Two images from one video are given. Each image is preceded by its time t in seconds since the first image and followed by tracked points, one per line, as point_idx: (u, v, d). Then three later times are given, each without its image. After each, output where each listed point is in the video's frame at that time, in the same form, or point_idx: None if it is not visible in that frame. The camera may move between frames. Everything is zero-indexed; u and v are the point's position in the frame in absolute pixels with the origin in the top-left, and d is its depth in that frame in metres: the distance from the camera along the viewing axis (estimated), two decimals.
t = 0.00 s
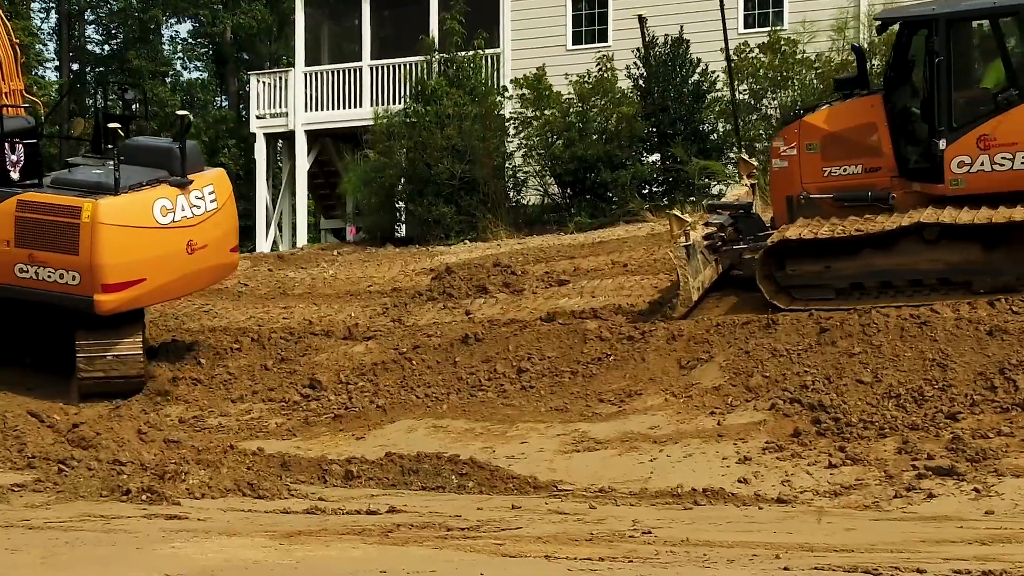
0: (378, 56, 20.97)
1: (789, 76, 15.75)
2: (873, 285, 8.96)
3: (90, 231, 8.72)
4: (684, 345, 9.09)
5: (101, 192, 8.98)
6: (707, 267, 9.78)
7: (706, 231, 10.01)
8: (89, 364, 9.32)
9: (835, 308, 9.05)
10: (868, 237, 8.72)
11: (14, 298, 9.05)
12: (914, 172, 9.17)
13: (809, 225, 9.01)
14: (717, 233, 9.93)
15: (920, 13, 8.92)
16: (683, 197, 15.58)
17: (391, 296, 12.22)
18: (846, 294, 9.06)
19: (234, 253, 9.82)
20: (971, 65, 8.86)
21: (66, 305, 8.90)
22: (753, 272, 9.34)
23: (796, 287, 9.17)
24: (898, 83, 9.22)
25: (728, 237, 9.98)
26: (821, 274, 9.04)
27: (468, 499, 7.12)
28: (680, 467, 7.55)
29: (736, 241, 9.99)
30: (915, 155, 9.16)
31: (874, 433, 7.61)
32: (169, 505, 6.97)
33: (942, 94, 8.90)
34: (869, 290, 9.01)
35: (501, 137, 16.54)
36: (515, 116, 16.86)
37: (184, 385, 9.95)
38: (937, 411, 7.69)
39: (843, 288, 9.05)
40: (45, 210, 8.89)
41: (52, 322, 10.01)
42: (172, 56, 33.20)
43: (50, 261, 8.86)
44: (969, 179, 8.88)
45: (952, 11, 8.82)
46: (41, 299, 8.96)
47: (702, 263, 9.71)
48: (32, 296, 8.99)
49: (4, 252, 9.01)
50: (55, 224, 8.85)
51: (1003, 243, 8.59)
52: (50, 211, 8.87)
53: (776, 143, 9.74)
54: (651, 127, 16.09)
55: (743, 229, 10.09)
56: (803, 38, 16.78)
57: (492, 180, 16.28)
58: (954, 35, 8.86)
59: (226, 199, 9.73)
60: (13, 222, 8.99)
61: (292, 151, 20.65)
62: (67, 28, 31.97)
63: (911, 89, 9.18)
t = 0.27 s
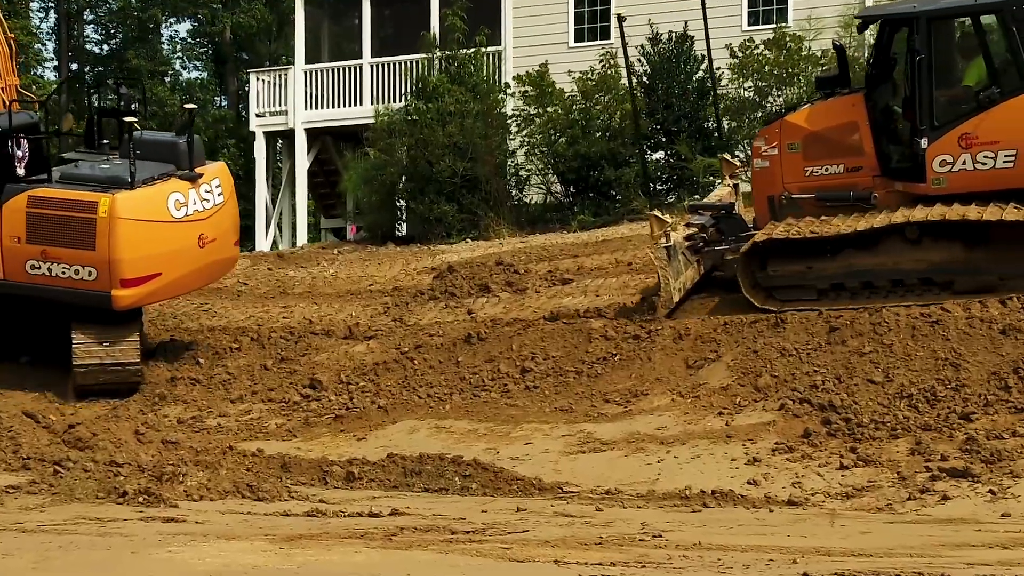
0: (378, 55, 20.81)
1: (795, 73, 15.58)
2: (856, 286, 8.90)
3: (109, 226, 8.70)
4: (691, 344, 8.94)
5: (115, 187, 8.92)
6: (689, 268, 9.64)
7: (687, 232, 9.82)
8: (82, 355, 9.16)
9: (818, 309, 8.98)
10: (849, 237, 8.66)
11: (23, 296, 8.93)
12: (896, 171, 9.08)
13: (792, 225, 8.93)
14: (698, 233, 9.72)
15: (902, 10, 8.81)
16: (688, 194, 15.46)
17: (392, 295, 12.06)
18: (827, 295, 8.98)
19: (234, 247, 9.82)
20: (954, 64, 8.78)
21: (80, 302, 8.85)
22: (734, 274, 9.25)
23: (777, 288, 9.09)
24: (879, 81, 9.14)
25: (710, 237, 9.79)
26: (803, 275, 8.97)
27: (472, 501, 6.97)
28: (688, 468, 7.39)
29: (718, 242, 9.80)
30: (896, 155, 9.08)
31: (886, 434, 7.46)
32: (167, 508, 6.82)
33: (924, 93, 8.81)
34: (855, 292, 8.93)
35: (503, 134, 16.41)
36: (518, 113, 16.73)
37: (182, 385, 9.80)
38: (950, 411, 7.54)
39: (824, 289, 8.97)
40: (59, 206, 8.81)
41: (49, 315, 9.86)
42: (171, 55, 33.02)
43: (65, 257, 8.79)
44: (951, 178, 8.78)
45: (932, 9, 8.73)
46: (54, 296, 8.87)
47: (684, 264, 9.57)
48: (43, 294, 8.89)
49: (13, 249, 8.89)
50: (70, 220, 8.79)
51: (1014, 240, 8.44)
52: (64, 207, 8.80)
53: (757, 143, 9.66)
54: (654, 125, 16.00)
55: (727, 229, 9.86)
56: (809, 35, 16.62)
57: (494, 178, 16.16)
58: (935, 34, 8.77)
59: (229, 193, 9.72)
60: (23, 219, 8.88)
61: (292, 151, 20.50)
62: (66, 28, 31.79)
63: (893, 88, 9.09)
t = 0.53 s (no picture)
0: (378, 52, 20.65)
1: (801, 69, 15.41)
2: (838, 286, 8.81)
3: (131, 219, 8.81)
4: (698, 342, 8.79)
5: (129, 180, 9.00)
6: (669, 268, 9.57)
7: (667, 231, 9.70)
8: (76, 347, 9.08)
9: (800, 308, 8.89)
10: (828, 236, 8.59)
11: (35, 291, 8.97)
12: (877, 170, 8.96)
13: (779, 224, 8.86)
14: (680, 233, 9.63)
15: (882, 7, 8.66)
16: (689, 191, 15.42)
17: (393, 294, 11.91)
18: (810, 295, 8.90)
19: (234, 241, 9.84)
20: (935, 60, 8.63)
21: (98, 295, 8.96)
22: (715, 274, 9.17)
23: (759, 288, 9.02)
24: (859, 79, 9.01)
25: (692, 237, 9.68)
26: (784, 274, 8.90)
27: (475, 503, 6.82)
28: (696, 469, 7.24)
29: (700, 242, 9.67)
30: (878, 153, 8.95)
31: (898, 434, 7.31)
32: (163, 509, 6.67)
33: (905, 91, 8.67)
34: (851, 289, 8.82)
35: (505, 131, 16.29)
36: (519, 110, 16.58)
37: (180, 384, 9.66)
38: (963, 410, 7.39)
39: (806, 289, 8.89)
40: (75, 200, 8.88)
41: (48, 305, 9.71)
42: (170, 54, 32.82)
43: (84, 251, 8.88)
44: (933, 176, 8.65)
45: (913, 6, 8.58)
46: (71, 290, 8.96)
47: (664, 263, 9.51)
48: (59, 289, 8.96)
49: (26, 244, 8.91)
50: (86, 214, 8.87)
51: None
52: (81, 201, 8.87)
53: (738, 142, 9.56)
54: (659, 121, 15.91)
55: (706, 229, 9.66)
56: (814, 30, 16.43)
57: (496, 175, 16.05)
58: (915, 31, 8.64)
59: (229, 185, 9.78)
60: (36, 214, 8.91)
61: (292, 149, 20.37)
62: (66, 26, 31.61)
63: (875, 86, 8.97)
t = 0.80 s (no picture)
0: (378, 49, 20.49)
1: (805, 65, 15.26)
2: (818, 285, 8.79)
3: (154, 211, 8.75)
4: (704, 341, 8.65)
5: (148, 171, 8.88)
6: (648, 267, 9.48)
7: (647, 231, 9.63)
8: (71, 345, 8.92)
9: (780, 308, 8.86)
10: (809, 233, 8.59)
11: (51, 285, 8.81)
12: (857, 168, 9.04)
13: (781, 224, 8.76)
14: (659, 232, 9.55)
15: (861, 4, 8.79)
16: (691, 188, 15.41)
17: (394, 292, 11.76)
18: (790, 295, 8.88)
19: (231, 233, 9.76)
20: (914, 59, 8.77)
21: (118, 287, 8.85)
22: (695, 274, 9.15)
23: (739, 288, 8.99)
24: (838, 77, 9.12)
25: (671, 237, 9.59)
26: (765, 273, 8.88)
27: (479, 504, 6.67)
28: (703, 469, 7.08)
29: (679, 240, 9.59)
30: (858, 151, 9.04)
31: (909, 433, 7.16)
32: (159, 510, 6.52)
33: (885, 88, 8.78)
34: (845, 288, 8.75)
35: (506, 128, 16.15)
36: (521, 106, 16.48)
37: (177, 384, 9.52)
38: (976, 410, 7.24)
39: (787, 288, 8.87)
40: (94, 191, 8.76)
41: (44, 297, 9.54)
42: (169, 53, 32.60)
43: (104, 243, 8.77)
44: (913, 174, 8.73)
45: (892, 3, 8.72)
46: (89, 283, 8.83)
47: (643, 262, 9.43)
48: (76, 283, 8.82)
49: (42, 237, 8.76)
50: (106, 205, 8.76)
51: None
52: (99, 192, 8.75)
53: (717, 140, 9.61)
54: (662, 118, 15.81)
55: (688, 228, 9.72)
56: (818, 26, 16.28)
57: (498, 172, 15.94)
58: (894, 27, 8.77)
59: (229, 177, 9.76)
60: (53, 206, 8.75)
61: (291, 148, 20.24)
62: (65, 26, 31.40)
63: (855, 82, 9.08)
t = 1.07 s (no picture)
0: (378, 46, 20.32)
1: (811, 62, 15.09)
2: (798, 286, 8.81)
3: (176, 201, 8.76)
4: (710, 340, 8.51)
5: (163, 161, 8.85)
6: (627, 268, 9.43)
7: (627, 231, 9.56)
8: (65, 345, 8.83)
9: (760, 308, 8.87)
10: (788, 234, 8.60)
11: (71, 280, 8.70)
12: (837, 167, 9.01)
13: (789, 224, 8.63)
14: (637, 232, 9.48)
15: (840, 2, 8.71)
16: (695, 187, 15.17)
17: (394, 291, 11.62)
18: (769, 295, 8.90)
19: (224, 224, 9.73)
20: (894, 56, 8.71)
21: (140, 280, 8.77)
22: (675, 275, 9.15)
23: (718, 288, 8.98)
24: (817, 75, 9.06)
25: (650, 237, 9.53)
26: (744, 274, 8.89)
27: (482, 506, 6.52)
28: (710, 471, 6.92)
29: (659, 240, 9.52)
30: (838, 150, 9.01)
31: (921, 434, 7.00)
32: (154, 513, 6.37)
33: (865, 87, 8.71)
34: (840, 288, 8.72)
35: (507, 125, 16.08)
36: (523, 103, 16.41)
37: (174, 384, 9.37)
38: (988, 410, 7.09)
39: (766, 288, 8.89)
40: (116, 182, 8.70)
41: (40, 289, 9.39)
42: (167, 53, 32.43)
43: (126, 235, 8.71)
44: (892, 173, 8.70)
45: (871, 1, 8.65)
46: (109, 276, 8.74)
47: (621, 263, 9.35)
48: (96, 277, 8.73)
49: (62, 231, 8.66)
50: (127, 197, 8.70)
51: None
52: (121, 183, 8.69)
53: (696, 139, 9.60)
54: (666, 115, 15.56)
55: (666, 229, 9.61)
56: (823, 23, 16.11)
57: (499, 170, 15.87)
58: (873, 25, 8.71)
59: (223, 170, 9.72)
60: (73, 199, 8.66)
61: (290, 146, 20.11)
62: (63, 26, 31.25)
63: (834, 81, 9.04)
